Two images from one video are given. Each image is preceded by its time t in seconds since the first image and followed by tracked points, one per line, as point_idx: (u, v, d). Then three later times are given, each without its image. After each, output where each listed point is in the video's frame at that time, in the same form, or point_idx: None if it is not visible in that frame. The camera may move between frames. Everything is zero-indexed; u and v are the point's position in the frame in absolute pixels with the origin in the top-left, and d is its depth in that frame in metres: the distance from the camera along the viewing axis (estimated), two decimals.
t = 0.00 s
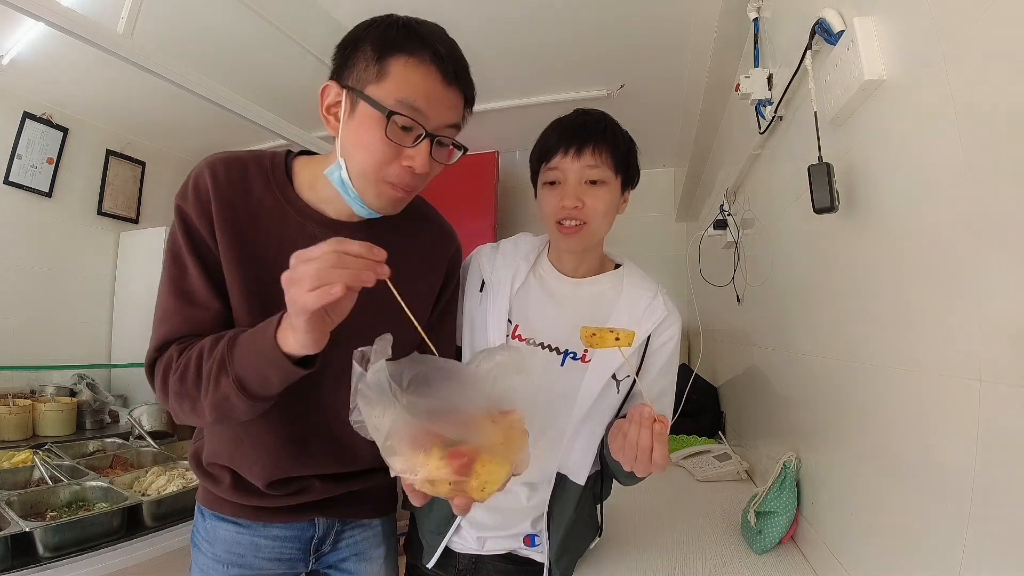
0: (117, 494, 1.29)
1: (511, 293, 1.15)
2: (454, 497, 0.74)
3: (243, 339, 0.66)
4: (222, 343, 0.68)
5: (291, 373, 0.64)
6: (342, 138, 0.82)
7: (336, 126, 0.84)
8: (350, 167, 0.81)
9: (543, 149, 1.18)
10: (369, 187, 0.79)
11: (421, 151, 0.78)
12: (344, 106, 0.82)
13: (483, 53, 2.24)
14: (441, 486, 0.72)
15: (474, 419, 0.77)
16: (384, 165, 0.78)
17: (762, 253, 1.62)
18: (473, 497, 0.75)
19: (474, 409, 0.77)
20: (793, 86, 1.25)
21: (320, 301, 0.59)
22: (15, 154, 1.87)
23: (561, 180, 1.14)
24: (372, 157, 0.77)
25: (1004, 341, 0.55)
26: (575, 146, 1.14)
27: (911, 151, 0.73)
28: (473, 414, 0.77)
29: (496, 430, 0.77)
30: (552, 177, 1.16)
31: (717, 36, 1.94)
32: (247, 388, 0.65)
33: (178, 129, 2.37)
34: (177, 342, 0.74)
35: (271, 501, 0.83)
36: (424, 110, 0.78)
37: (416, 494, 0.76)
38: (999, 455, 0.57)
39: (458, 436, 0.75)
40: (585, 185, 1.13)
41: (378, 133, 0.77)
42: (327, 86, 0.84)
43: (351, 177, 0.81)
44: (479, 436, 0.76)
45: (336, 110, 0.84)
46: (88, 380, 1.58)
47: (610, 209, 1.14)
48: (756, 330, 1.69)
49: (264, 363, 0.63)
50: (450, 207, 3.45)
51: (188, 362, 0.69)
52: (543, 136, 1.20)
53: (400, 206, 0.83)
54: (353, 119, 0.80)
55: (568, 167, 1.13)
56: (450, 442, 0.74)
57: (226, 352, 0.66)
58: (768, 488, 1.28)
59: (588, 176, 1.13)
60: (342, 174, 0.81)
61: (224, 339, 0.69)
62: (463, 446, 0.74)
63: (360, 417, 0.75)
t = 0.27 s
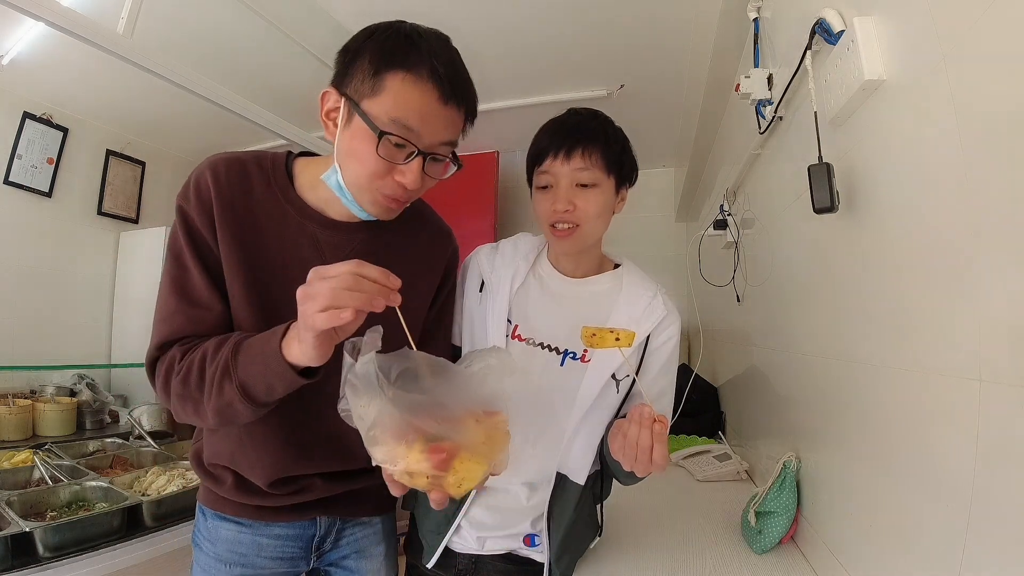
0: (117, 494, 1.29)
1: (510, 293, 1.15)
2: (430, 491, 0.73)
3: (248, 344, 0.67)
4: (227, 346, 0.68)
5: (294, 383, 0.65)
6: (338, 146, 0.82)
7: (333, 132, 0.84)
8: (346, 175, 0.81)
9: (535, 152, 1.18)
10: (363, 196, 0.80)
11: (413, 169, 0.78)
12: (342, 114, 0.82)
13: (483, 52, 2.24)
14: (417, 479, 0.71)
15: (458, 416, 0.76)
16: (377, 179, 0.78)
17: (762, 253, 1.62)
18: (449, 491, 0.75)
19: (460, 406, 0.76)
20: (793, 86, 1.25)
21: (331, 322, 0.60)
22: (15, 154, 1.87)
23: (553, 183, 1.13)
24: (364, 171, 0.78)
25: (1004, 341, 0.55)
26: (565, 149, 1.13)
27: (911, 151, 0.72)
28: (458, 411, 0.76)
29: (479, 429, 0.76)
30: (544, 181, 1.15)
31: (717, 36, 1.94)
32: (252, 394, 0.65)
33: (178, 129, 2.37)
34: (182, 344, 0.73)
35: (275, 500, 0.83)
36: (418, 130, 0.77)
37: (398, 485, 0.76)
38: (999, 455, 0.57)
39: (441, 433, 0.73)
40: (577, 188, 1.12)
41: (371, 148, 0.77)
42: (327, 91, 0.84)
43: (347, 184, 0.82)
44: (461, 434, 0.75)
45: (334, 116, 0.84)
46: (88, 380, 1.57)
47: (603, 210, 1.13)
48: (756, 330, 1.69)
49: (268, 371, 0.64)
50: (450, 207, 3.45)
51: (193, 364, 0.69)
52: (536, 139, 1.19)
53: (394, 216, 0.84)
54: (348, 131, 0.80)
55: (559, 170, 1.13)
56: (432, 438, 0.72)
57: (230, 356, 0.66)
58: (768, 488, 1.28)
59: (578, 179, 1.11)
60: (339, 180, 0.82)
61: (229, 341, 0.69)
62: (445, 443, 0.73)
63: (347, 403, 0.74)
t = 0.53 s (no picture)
0: (118, 494, 1.29)
1: (509, 293, 1.15)
2: (412, 487, 0.71)
3: (262, 355, 0.65)
4: (240, 356, 0.67)
5: (310, 394, 0.65)
6: (326, 141, 0.82)
7: (320, 127, 0.84)
8: (334, 168, 0.81)
9: (530, 154, 1.18)
10: (354, 187, 0.80)
11: (402, 151, 0.77)
12: (326, 108, 0.82)
13: (483, 53, 2.24)
14: (399, 475, 0.69)
15: (443, 412, 0.74)
16: (366, 167, 0.78)
17: (762, 253, 1.62)
18: (430, 488, 0.73)
19: (444, 401, 0.75)
20: (793, 86, 1.25)
21: (349, 347, 0.60)
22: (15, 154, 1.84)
23: (548, 185, 1.13)
24: (353, 160, 0.78)
25: (1004, 340, 0.55)
26: (559, 151, 1.13)
27: (911, 152, 0.73)
28: (443, 406, 0.75)
29: (464, 426, 0.75)
30: (539, 183, 1.15)
31: (717, 36, 1.94)
32: (268, 404, 0.65)
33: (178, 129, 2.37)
34: (189, 353, 0.71)
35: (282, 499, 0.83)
36: (404, 111, 0.77)
37: (380, 480, 0.74)
38: (998, 454, 0.57)
39: (425, 430, 0.72)
40: (571, 189, 1.11)
41: (357, 136, 0.77)
42: (310, 87, 0.84)
43: (337, 178, 0.82)
44: (445, 430, 0.73)
45: (319, 112, 0.85)
46: (88, 381, 1.56)
47: (599, 211, 1.12)
48: (756, 330, 1.69)
49: (286, 384, 0.63)
50: (450, 207, 3.45)
51: (204, 375, 0.67)
52: (530, 141, 1.19)
53: (386, 205, 0.84)
54: (334, 122, 0.80)
55: (552, 172, 1.12)
56: (415, 436, 0.71)
57: (245, 368, 0.65)
58: (767, 488, 1.28)
59: (572, 180, 1.11)
60: (328, 174, 0.83)
61: (242, 351, 0.68)
62: (429, 439, 0.71)
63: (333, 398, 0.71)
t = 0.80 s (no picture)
0: (117, 494, 1.29)
1: (508, 293, 1.15)
2: (407, 491, 0.71)
3: (266, 359, 0.65)
4: (243, 360, 0.66)
5: (316, 400, 0.65)
6: (322, 134, 0.82)
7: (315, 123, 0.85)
8: (331, 160, 0.81)
9: (528, 155, 1.18)
10: (352, 179, 0.80)
11: (400, 137, 0.77)
12: (321, 101, 0.82)
13: (483, 53, 2.24)
14: (395, 480, 0.70)
15: (438, 416, 0.74)
16: (364, 157, 0.78)
17: (762, 253, 1.62)
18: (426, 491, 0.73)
19: (439, 404, 0.75)
20: (793, 86, 1.25)
21: (365, 361, 0.60)
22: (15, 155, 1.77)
23: (545, 187, 1.13)
24: (351, 149, 0.78)
25: (1004, 341, 0.55)
26: (555, 152, 1.13)
27: (911, 153, 0.73)
28: (438, 410, 0.74)
29: (460, 428, 0.76)
30: (535, 185, 1.15)
31: (717, 37, 1.94)
32: (273, 409, 0.64)
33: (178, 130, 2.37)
34: (189, 355, 0.71)
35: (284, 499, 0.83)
36: (400, 95, 0.77)
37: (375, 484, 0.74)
38: (998, 455, 0.57)
39: (419, 435, 0.72)
40: (568, 191, 1.11)
41: (354, 124, 0.77)
42: (304, 82, 0.85)
43: (335, 172, 0.82)
44: (440, 434, 0.74)
45: (314, 107, 0.85)
46: (88, 381, 1.56)
47: (596, 211, 1.12)
48: (756, 330, 1.69)
49: (293, 390, 0.63)
50: (450, 207, 3.45)
51: (205, 379, 0.67)
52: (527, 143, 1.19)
53: (386, 196, 0.84)
54: (329, 114, 0.80)
55: (549, 173, 1.12)
56: (410, 441, 0.70)
57: (249, 373, 0.64)
58: (767, 488, 1.28)
59: (568, 181, 1.11)
60: (326, 169, 0.83)
61: (244, 354, 0.67)
62: (424, 444, 0.71)
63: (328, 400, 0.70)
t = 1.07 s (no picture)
0: (117, 494, 1.29)
1: (507, 294, 1.15)
2: (414, 518, 0.72)
3: (265, 375, 0.65)
4: (239, 373, 0.66)
5: (316, 423, 0.65)
6: (332, 135, 0.82)
7: (325, 121, 0.84)
8: (342, 163, 0.81)
9: (525, 156, 1.18)
10: (361, 184, 0.81)
11: (409, 151, 0.77)
12: (333, 102, 0.82)
13: (483, 53, 2.24)
14: (401, 510, 0.70)
15: (445, 445, 0.72)
16: (375, 165, 0.78)
17: (762, 253, 1.62)
18: (433, 515, 0.74)
19: (444, 432, 0.71)
20: (793, 86, 1.25)
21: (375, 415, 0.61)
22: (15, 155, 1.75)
23: (543, 189, 1.13)
24: (361, 156, 0.78)
25: (1003, 341, 0.55)
26: (552, 154, 1.13)
27: (911, 153, 0.73)
28: (443, 439, 0.71)
29: (466, 456, 0.74)
30: (533, 186, 1.15)
31: (717, 36, 1.94)
32: (270, 428, 0.65)
33: (178, 130, 2.37)
34: (180, 359, 0.71)
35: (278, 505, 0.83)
36: (413, 108, 0.77)
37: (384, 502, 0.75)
38: (999, 455, 0.57)
39: (425, 467, 0.70)
40: (566, 193, 1.11)
41: (367, 131, 0.77)
42: (317, 79, 0.83)
43: (345, 173, 0.82)
44: (446, 465, 0.72)
45: (324, 105, 0.84)
46: (88, 380, 1.57)
47: (595, 213, 1.12)
48: (756, 330, 1.69)
49: (289, 411, 0.63)
50: (450, 207, 3.45)
51: (199, 390, 0.67)
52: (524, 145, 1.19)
53: (393, 201, 0.85)
54: (342, 116, 0.80)
55: (548, 175, 1.12)
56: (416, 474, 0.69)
57: (245, 391, 0.64)
58: (767, 488, 1.28)
59: (566, 184, 1.11)
60: (334, 170, 0.83)
61: (240, 366, 0.67)
62: (429, 476, 0.70)
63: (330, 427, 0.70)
